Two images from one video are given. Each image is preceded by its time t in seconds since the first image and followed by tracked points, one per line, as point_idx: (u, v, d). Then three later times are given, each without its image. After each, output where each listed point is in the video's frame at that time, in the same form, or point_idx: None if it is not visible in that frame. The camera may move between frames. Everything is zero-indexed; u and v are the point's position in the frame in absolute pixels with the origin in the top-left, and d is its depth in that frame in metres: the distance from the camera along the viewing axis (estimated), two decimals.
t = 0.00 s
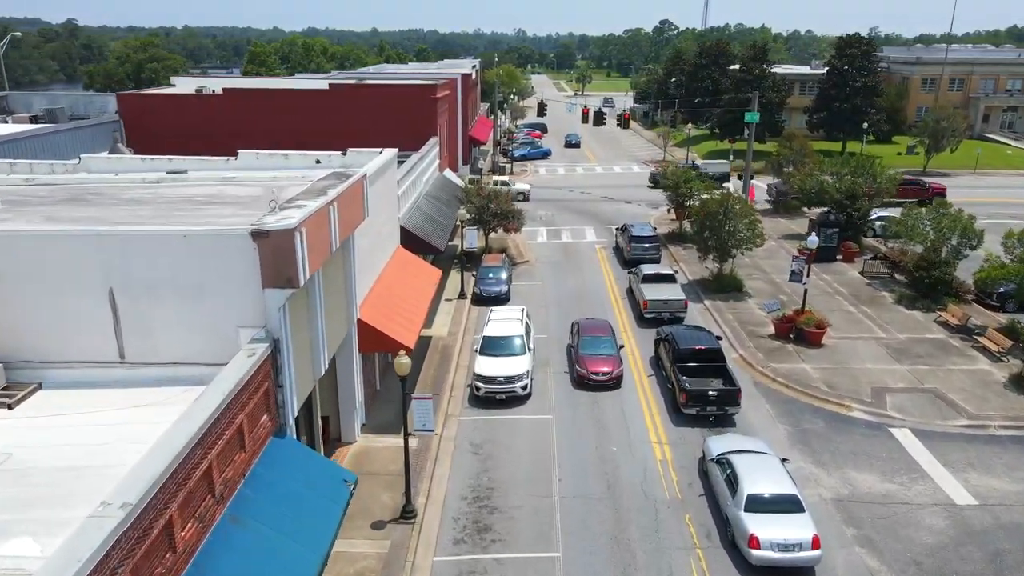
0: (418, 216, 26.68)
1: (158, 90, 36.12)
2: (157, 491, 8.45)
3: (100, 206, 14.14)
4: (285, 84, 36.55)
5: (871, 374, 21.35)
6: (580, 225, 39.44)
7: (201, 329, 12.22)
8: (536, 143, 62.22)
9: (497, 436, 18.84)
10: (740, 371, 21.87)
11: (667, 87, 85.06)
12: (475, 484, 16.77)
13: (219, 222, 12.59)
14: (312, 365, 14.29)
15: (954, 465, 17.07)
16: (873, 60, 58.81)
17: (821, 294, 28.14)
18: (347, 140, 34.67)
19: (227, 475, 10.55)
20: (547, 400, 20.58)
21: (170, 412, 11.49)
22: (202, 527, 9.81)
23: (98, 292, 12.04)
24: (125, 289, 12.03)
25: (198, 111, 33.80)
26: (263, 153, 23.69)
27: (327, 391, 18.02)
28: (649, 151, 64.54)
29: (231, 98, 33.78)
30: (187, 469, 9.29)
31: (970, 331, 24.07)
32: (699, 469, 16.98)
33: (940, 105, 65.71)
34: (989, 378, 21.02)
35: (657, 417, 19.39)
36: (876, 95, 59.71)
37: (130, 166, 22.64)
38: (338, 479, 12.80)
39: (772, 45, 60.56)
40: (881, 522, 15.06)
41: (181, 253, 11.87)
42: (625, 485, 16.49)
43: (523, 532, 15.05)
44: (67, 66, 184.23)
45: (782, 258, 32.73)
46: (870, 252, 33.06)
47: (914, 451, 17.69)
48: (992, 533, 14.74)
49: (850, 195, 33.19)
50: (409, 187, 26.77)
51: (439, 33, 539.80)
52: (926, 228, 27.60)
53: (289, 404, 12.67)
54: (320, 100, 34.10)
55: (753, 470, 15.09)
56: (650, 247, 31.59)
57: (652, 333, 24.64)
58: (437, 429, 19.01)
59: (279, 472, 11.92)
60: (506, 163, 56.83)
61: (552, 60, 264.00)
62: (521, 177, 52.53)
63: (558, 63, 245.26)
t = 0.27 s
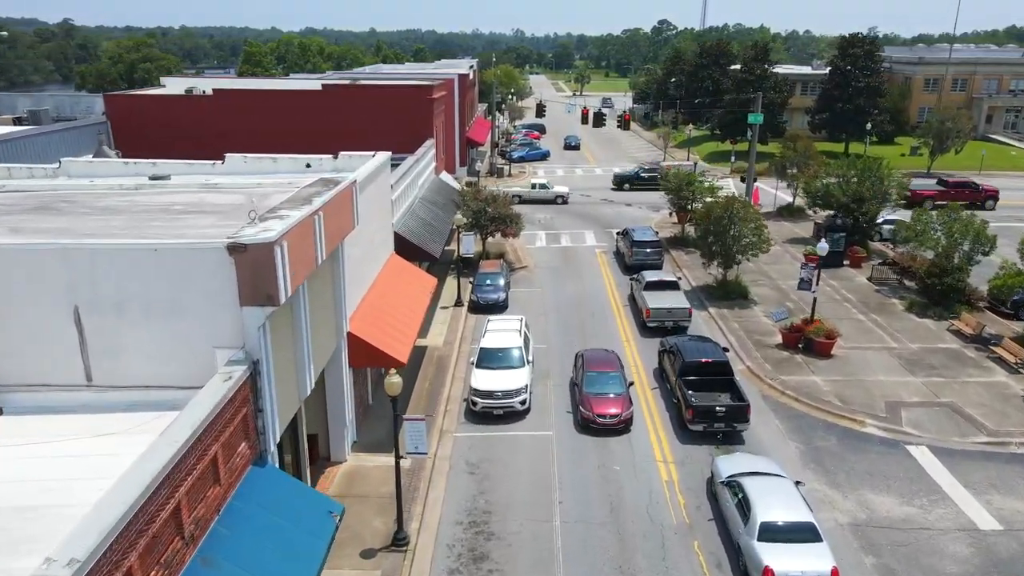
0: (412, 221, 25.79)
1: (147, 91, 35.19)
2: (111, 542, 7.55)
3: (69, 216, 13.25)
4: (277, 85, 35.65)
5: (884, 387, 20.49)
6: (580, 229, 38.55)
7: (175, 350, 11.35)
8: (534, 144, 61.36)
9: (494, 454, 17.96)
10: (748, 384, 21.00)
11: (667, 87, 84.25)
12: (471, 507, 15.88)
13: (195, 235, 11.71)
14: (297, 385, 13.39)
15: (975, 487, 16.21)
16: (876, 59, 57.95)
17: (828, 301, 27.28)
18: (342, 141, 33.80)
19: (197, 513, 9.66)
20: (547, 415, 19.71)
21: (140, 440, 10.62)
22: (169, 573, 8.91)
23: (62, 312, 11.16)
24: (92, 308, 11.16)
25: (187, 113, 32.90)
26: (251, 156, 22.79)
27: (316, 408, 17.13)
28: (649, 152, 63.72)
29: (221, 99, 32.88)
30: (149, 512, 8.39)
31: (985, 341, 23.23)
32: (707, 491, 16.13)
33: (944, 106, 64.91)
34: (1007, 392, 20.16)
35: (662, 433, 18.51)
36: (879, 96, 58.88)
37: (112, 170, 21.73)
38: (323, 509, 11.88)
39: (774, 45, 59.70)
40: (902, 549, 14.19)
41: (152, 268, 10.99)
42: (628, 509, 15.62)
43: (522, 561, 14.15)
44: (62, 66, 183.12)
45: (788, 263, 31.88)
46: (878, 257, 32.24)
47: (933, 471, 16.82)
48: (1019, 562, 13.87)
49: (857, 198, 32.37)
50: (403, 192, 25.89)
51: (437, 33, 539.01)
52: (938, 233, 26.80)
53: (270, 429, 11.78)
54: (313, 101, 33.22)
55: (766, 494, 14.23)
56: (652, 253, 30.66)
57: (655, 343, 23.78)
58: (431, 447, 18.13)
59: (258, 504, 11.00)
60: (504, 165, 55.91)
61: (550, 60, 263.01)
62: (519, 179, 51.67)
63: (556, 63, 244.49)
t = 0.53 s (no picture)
0: (407, 227, 24.92)
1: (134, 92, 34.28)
2: None
3: (35, 226, 12.36)
4: (269, 86, 34.73)
5: (898, 401, 19.63)
6: (579, 233, 37.66)
7: (143, 373, 10.46)
8: (533, 145, 60.51)
9: (491, 474, 17.07)
10: (756, 398, 20.13)
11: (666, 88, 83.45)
12: (467, 534, 14.98)
13: (166, 249, 10.83)
14: (279, 408, 12.49)
15: (999, 510, 15.34)
16: (879, 59, 57.17)
17: (836, 308, 26.43)
18: (336, 144, 32.94)
19: (163, 558, 8.77)
20: (546, 431, 18.83)
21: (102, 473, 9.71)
22: None
23: (20, 333, 10.27)
24: (53, 329, 10.26)
25: (176, 114, 31.98)
26: (238, 160, 21.91)
27: (303, 427, 16.24)
28: (649, 153, 62.90)
29: (211, 100, 31.97)
30: (103, 564, 7.48)
31: (1001, 351, 22.38)
32: (716, 515, 15.25)
33: (947, 106, 64.11)
34: None
35: (667, 451, 17.64)
36: (882, 96, 58.08)
37: (92, 175, 20.83)
38: (304, 545, 10.96)
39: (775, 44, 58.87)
40: None
41: (118, 285, 10.10)
42: (633, 535, 14.74)
43: None
44: (58, 66, 182.06)
45: (793, 269, 31.04)
46: (886, 262, 31.38)
47: (953, 492, 15.95)
48: None
49: (864, 201, 31.54)
50: (397, 196, 25.01)
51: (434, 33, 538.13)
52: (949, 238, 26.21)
53: (248, 459, 10.88)
54: (306, 103, 32.33)
55: (780, 522, 13.36)
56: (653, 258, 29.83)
57: (658, 354, 22.92)
58: (425, 467, 17.24)
59: (231, 542, 10.07)
60: (502, 167, 55.05)
61: (548, 60, 262.13)
62: (518, 181, 50.82)
63: (554, 63, 243.75)
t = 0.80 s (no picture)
0: (399, 233, 24.04)
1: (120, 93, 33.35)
2: None
3: None
4: (259, 87, 33.80)
5: (912, 416, 18.81)
6: (578, 237, 36.81)
7: (105, 404, 9.57)
8: (529, 146, 59.69)
9: (487, 497, 16.20)
10: (763, 413, 19.29)
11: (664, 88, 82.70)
12: (460, 564, 14.10)
13: (131, 267, 9.95)
14: (258, 435, 11.59)
15: None
16: (880, 59, 56.45)
17: (843, 316, 25.61)
18: (328, 148, 32.07)
19: None
20: (544, 449, 17.96)
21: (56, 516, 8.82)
22: None
23: None
24: (4, 357, 9.37)
25: (163, 117, 31.02)
26: (223, 165, 21.02)
27: (287, 449, 15.35)
28: (647, 155, 62.10)
29: (199, 103, 31.03)
30: None
31: (1016, 362, 21.56)
32: (725, 543, 14.40)
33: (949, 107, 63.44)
34: None
35: (672, 471, 16.79)
36: (884, 97, 57.35)
37: (69, 180, 19.92)
38: None
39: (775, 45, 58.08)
40: None
41: (75, 308, 9.21)
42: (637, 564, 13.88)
43: None
44: (51, 66, 180.83)
45: (797, 274, 30.23)
46: (892, 267, 30.53)
47: (975, 516, 15.12)
48: None
49: (870, 205, 30.81)
50: (389, 202, 24.12)
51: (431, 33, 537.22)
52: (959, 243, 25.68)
53: (220, 494, 10.00)
54: (297, 105, 31.42)
55: (795, 554, 12.51)
56: (653, 263, 28.96)
57: (660, 365, 22.07)
58: (417, 488, 16.36)
59: None
60: (498, 169, 54.16)
61: (545, 60, 261.27)
62: (514, 184, 49.98)
63: (551, 64, 242.98)
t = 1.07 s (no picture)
0: (391, 240, 23.16)
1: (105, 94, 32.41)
2: None
3: None
4: (248, 88, 32.87)
5: (927, 433, 17.96)
6: (576, 241, 35.94)
7: (59, 441, 8.68)
8: (526, 147, 58.85)
9: (482, 521, 15.32)
10: (772, 429, 18.44)
11: (662, 89, 81.95)
12: None
13: (88, 287, 9.06)
14: (234, 468, 10.69)
15: None
16: (881, 59, 55.72)
17: (851, 325, 24.79)
18: (319, 152, 31.19)
19: None
20: (543, 470, 17.08)
21: None
22: None
23: None
24: None
25: (149, 119, 30.13)
26: (206, 169, 20.12)
27: (270, 473, 14.48)
28: (645, 156, 61.30)
29: (186, 105, 30.14)
30: None
31: None
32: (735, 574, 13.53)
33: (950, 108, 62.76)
34: None
35: (677, 494, 15.94)
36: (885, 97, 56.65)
37: (43, 187, 19.00)
38: None
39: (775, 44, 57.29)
40: None
41: (23, 337, 8.29)
42: None
43: None
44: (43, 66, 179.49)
45: (802, 281, 29.41)
46: (898, 273, 29.78)
47: (998, 542, 14.28)
48: None
49: (876, 209, 30.01)
50: (381, 207, 23.22)
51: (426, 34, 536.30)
52: (970, 249, 24.78)
53: (188, 538, 9.11)
54: (287, 108, 30.53)
55: None
56: (653, 270, 28.12)
57: (662, 378, 21.22)
58: (408, 513, 15.48)
59: None
60: (495, 171, 53.30)
61: (541, 60, 260.51)
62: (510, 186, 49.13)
63: (547, 64, 242.23)
